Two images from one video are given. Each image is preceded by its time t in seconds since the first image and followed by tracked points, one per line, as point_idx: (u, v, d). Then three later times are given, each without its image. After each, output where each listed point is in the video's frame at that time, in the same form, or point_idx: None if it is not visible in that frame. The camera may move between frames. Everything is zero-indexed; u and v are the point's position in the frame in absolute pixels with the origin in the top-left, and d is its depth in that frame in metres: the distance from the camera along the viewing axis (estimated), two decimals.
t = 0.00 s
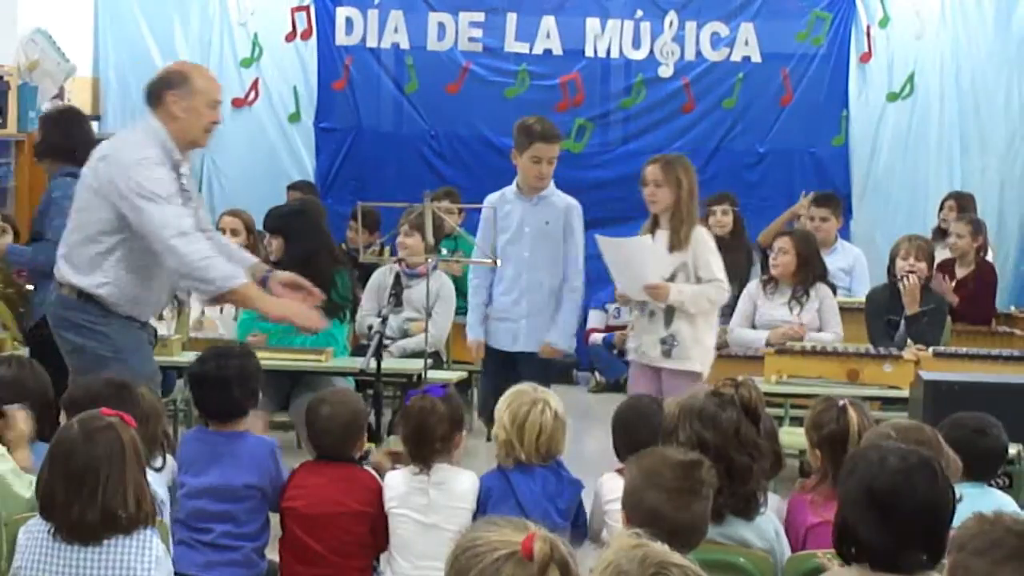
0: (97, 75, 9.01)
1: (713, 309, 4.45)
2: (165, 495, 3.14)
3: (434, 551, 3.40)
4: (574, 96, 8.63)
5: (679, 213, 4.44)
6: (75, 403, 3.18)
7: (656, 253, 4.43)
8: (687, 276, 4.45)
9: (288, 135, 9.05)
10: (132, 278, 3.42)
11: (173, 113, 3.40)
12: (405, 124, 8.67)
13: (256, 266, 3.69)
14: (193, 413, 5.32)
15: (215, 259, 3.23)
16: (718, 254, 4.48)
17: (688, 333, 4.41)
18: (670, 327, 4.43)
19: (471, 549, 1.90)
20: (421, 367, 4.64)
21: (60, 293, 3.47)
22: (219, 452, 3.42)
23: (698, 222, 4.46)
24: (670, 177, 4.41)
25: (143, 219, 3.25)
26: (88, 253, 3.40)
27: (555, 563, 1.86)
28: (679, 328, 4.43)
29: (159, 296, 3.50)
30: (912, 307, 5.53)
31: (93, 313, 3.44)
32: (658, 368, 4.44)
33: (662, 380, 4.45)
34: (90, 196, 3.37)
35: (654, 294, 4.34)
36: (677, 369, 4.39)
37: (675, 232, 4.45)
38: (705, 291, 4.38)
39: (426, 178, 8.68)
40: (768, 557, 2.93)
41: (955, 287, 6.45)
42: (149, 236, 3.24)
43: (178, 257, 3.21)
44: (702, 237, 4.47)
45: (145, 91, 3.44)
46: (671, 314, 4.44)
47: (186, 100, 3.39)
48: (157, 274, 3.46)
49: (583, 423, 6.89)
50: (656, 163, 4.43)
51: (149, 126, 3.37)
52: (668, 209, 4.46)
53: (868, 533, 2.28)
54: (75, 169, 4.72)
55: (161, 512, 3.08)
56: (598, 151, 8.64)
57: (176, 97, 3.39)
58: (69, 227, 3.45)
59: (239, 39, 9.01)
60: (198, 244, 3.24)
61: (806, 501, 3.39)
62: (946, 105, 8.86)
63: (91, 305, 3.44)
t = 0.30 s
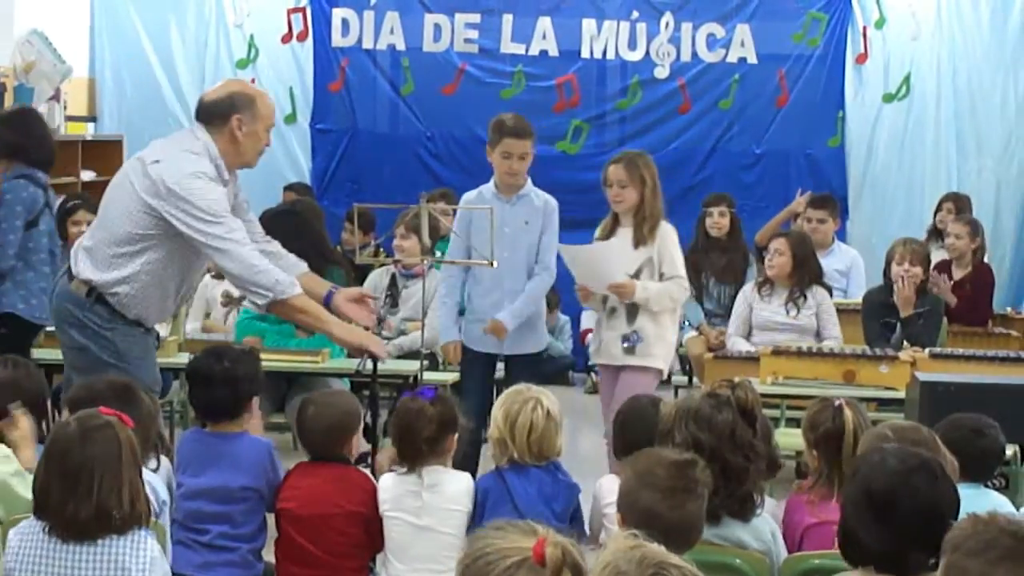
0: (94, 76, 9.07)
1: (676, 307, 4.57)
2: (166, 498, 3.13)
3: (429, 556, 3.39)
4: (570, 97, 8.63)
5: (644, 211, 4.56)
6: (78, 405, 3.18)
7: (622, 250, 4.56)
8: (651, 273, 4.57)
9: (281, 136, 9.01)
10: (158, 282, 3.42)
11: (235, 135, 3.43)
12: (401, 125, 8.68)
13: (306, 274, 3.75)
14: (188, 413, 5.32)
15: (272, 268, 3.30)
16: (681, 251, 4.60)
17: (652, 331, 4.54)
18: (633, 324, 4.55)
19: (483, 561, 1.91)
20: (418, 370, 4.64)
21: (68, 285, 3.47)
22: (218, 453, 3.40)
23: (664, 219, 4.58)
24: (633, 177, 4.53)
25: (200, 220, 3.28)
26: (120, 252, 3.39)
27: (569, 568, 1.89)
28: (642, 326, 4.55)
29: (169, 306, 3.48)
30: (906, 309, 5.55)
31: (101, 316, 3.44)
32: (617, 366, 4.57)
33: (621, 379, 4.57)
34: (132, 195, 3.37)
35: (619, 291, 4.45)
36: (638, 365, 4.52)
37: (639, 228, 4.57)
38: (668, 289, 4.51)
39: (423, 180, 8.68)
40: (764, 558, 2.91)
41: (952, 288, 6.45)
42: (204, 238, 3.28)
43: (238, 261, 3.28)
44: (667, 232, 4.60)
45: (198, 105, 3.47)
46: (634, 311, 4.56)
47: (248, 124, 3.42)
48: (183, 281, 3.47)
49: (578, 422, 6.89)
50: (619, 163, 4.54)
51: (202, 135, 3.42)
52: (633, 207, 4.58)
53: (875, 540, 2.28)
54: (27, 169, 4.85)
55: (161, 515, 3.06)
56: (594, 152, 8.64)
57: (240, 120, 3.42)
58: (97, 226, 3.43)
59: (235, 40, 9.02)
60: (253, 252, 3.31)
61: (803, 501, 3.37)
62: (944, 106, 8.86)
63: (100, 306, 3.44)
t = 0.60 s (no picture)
0: (93, 75, 9.08)
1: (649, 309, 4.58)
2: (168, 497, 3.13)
3: (426, 556, 3.39)
4: (569, 97, 8.63)
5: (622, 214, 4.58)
6: (84, 401, 3.17)
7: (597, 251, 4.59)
8: (627, 275, 4.59)
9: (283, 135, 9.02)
10: (167, 280, 3.42)
11: (249, 128, 3.46)
12: (400, 124, 8.67)
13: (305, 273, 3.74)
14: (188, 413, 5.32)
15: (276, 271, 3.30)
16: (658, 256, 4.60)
17: (628, 335, 4.56)
18: (609, 327, 4.57)
19: None
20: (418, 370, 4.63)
21: (82, 282, 3.45)
22: (222, 453, 3.41)
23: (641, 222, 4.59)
24: (611, 182, 4.54)
25: (208, 221, 3.28)
26: (129, 250, 3.38)
27: None
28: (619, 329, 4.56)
29: (179, 303, 3.49)
30: (905, 308, 5.55)
31: (115, 314, 3.44)
32: (595, 369, 4.58)
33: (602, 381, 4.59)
34: (142, 191, 3.36)
35: (588, 294, 4.46)
36: (614, 367, 4.54)
37: (617, 231, 4.58)
38: (641, 292, 4.51)
39: (423, 180, 8.66)
40: (763, 558, 2.91)
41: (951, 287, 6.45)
42: (211, 239, 3.27)
43: (242, 264, 3.27)
44: (644, 234, 4.60)
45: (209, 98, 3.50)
46: (610, 314, 4.57)
47: (263, 117, 3.47)
48: (192, 279, 3.47)
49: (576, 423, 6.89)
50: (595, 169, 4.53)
51: (211, 130, 3.41)
52: (611, 211, 4.60)
53: (857, 537, 2.30)
54: None
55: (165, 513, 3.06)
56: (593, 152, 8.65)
57: (256, 113, 3.46)
58: (107, 220, 3.42)
59: (234, 40, 9.02)
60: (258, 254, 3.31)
61: (805, 501, 3.37)
62: (943, 106, 8.86)
63: (114, 304, 3.44)
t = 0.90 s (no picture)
0: (94, 75, 9.09)
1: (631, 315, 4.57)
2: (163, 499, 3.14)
3: (424, 557, 3.40)
4: (571, 97, 8.63)
5: (602, 218, 4.57)
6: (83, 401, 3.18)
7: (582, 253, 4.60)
8: (609, 277, 4.58)
9: (284, 136, 9.02)
10: (167, 282, 3.42)
11: (244, 119, 3.47)
12: (400, 124, 8.66)
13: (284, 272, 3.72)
14: (188, 413, 5.32)
15: (266, 276, 3.30)
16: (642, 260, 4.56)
17: (609, 337, 4.54)
18: (591, 329, 4.55)
19: None
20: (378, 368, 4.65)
21: (85, 286, 3.46)
22: (222, 455, 3.34)
23: (624, 224, 4.58)
24: (591, 185, 4.54)
25: (202, 223, 3.28)
26: (129, 255, 3.38)
27: None
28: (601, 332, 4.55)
29: (181, 305, 3.50)
30: (907, 309, 5.55)
31: (122, 318, 3.45)
32: (578, 373, 4.58)
33: (587, 387, 4.59)
34: (139, 193, 3.36)
35: (561, 298, 4.45)
36: (597, 372, 4.54)
37: (600, 234, 4.58)
38: (616, 297, 4.49)
39: (424, 180, 8.63)
40: (763, 558, 2.91)
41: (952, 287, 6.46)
42: (203, 243, 3.27)
43: (232, 270, 3.27)
44: (627, 235, 4.57)
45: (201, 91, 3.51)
46: (593, 317, 4.56)
47: (256, 107, 3.48)
48: (190, 281, 3.47)
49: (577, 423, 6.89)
50: (574, 172, 4.54)
51: (204, 128, 3.41)
52: (595, 213, 4.59)
53: (851, 539, 2.33)
54: None
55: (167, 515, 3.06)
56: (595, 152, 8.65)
57: (249, 103, 3.46)
58: (105, 223, 3.42)
59: (235, 40, 9.02)
60: (249, 258, 3.31)
61: (806, 501, 3.37)
62: (944, 106, 8.86)
63: (119, 309, 3.44)
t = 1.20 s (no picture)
0: (94, 75, 9.09)
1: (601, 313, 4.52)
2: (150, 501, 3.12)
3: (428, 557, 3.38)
4: (573, 96, 8.63)
5: (572, 216, 4.56)
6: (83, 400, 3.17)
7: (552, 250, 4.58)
8: (577, 276, 4.56)
9: (286, 135, 9.03)
10: (171, 279, 3.42)
11: (234, 106, 3.49)
12: (402, 123, 8.66)
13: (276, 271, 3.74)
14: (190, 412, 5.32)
15: (260, 271, 3.34)
16: (613, 258, 4.54)
17: (577, 337, 4.53)
18: (560, 328, 4.55)
19: None
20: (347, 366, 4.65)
21: (91, 291, 3.42)
22: (222, 456, 3.33)
23: (593, 222, 4.56)
24: (559, 181, 4.53)
25: (201, 218, 3.29)
26: (133, 254, 3.37)
27: None
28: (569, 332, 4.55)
29: (188, 301, 3.48)
30: (908, 308, 5.55)
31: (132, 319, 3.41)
32: (549, 373, 4.57)
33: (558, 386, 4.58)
34: (139, 189, 3.35)
35: (527, 296, 4.43)
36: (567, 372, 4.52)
37: (568, 231, 4.56)
38: (585, 295, 4.48)
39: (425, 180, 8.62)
40: (764, 558, 2.90)
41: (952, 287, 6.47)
42: (202, 237, 3.29)
43: (228, 265, 3.30)
44: (596, 233, 4.54)
45: (185, 82, 3.52)
46: (561, 317, 4.55)
47: (244, 93, 3.50)
48: (192, 278, 3.47)
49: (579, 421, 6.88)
50: (543, 167, 4.55)
51: (194, 120, 3.42)
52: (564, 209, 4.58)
53: (857, 539, 2.33)
54: None
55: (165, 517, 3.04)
56: (596, 151, 8.65)
57: (238, 88, 3.49)
58: (105, 222, 3.41)
59: (237, 40, 9.02)
60: (245, 252, 3.34)
61: (809, 500, 3.37)
62: (944, 105, 8.86)
63: (128, 310, 3.41)
